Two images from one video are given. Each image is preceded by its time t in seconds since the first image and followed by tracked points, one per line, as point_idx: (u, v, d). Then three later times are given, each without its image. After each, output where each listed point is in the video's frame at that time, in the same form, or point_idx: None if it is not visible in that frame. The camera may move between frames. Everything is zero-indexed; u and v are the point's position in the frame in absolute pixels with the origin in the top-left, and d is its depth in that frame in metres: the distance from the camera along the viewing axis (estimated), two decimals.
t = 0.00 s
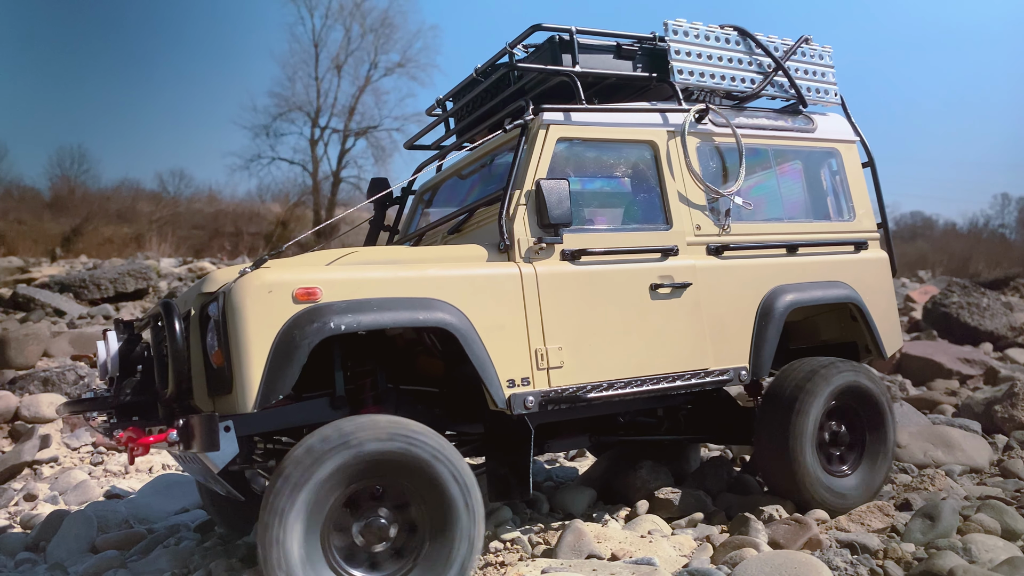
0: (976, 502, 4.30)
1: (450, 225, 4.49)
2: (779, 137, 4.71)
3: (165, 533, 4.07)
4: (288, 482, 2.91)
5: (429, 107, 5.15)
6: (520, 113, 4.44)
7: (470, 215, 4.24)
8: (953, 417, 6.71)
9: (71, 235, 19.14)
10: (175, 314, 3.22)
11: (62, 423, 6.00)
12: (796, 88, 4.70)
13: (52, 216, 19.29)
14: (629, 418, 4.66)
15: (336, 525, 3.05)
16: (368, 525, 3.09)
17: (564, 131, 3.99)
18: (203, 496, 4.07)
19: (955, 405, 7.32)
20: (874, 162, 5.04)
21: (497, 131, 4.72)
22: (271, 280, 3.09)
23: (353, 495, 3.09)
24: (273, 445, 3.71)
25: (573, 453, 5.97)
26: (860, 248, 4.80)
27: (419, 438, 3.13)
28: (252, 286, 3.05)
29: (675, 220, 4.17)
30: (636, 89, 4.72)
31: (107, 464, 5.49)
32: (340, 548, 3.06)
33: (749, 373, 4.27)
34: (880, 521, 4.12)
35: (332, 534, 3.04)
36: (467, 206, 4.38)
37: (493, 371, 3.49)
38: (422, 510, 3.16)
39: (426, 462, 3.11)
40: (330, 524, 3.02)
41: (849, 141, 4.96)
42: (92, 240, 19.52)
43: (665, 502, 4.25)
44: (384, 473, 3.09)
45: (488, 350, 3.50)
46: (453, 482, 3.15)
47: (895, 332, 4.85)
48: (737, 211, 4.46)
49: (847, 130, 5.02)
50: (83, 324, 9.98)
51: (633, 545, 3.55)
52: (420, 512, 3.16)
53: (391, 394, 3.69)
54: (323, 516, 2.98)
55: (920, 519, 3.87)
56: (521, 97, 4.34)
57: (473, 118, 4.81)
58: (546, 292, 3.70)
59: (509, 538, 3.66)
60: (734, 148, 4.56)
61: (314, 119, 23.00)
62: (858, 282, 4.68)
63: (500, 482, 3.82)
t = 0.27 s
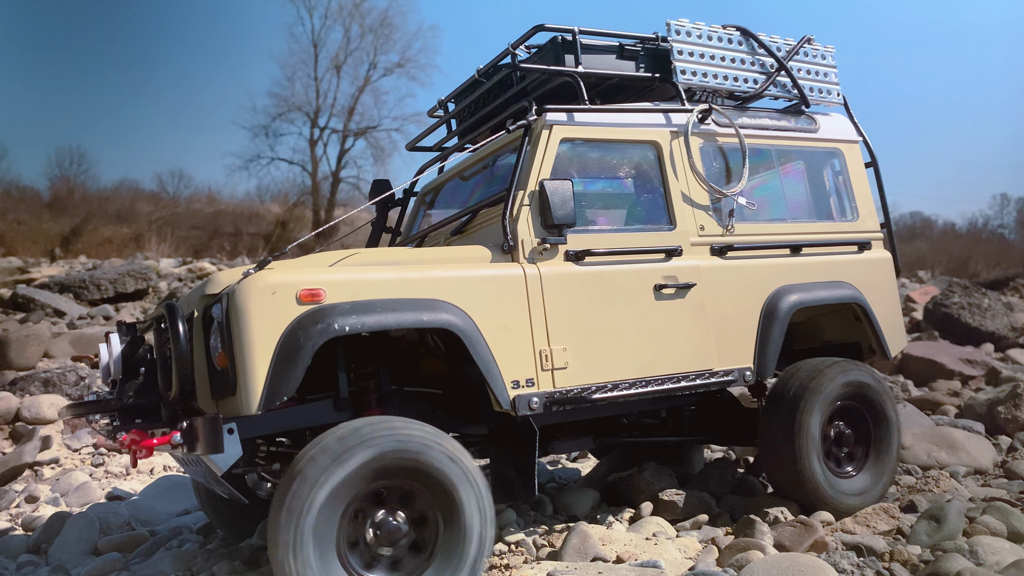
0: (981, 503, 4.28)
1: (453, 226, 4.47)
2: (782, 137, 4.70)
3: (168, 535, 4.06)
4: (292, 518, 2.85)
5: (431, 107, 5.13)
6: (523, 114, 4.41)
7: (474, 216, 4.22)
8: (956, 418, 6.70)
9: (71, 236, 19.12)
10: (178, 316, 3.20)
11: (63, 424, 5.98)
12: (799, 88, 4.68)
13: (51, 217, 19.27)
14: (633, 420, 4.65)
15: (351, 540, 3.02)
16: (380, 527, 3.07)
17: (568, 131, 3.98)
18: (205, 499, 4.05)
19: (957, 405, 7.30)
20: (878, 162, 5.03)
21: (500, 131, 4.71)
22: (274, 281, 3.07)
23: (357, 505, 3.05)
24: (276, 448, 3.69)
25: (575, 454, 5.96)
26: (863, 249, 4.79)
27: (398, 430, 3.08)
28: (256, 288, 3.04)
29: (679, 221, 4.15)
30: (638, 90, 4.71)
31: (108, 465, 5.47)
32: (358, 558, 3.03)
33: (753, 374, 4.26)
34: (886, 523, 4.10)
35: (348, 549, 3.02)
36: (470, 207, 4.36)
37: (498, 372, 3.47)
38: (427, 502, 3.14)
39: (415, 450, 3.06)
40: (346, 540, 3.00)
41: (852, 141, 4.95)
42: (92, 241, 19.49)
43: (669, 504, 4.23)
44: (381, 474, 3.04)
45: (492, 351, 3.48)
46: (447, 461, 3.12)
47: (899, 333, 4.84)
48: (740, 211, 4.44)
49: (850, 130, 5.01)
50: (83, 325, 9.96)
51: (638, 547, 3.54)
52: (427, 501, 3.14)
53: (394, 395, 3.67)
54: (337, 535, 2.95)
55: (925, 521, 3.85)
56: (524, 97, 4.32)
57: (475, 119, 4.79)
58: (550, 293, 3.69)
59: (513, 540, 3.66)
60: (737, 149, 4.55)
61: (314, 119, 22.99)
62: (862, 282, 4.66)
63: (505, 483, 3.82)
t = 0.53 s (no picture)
0: (989, 506, 4.23)
1: (454, 226, 4.43)
2: (788, 136, 4.65)
3: (166, 538, 4.01)
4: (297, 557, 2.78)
5: (432, 106, 5.08)
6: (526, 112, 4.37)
7: (476, 215, 4.17)
8: (960, 419, 6.65)
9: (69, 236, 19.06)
10: (175, 319, 3.14)
11: (60, 425, 5.92)
12: (805, 86, 4.63)
13: (50, 217, 19.21)
14: (636, 422, 4.60)
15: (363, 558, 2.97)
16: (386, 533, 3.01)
17: (571, 130, 3.93)
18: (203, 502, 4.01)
19: (960, 406, 7.25)
20: (884, 162, 4.98)
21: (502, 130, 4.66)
22: (273, 283, 3.02)
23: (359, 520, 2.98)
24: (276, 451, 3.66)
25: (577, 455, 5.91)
26: (869, 249, 4.74)
27: (372, 438, 2.98)
28: (255, 290, 2.99)
29: (683, 220, 4.11)
30: (642, 88, 4.66)
31: (106, 467, 5.42)
32: (376, 570, 3.00)
33: (758, 377, 4.21)
34: (893, 526, 4.05)
35: (362, 565, 2.97)
36: (472, 207, 4.31)
37: (500, 375, 3.42)
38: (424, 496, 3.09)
39: (398, 455, 2.98)
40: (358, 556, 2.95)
41: (858, 140, 4.90)
42: (91, 241, 19.44)
43: (673, 507, 4.18)
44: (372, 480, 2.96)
45: (495, 354, 3.43)
46: (433, 452, 3.05)
47: (905, 335, 4.79)
48: (746, 211, 4.39)
49: (856, 128, 4.96)
50: (81, 325, 9.91)
51: (643, 551, 3.49)
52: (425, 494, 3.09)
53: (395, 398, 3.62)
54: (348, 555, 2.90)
55: (933, 524, 3.81)
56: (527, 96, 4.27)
57: (477, 117, 4.74)
58: (554, 294, 3.63)
59: (516, 544, 3.59)
60: (742, 147, 4.50)
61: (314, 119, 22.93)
62: (868, 283, 4.61)
63: (507, 487, 3.87)
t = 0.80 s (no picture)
0: (999, 509, 4.16)
1: (455, 224, 4.35)
2: (794, 133, 4.58)
3: (161, 543, 3.93)
4: None
5: (432, 102, 5.01)
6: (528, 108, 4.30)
7: (477, 213, 4.10)
8: (966, 420, 6.58)
9: (68, 236, 18.98)
10: (170, 319, 3.07)
11: (56, 427, 5.84)
12: (811, 82, 4.56)
13: (48, 217, 19.12)
14: (640, 424, 4.53)
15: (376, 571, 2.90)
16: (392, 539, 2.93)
17: (574, 126, 3.85)
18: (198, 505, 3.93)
19: (965, 407, 7.18)
20: (891, 159, 4.90)
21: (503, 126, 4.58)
22: (270, 282, 2.95)
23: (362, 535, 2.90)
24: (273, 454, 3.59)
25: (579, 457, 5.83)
26: (876, 248, 4.67)
27: (343, 459, 2.84)
28: (251, 290, 2.91)
29: (689, 218, 4.03)
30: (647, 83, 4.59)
31: (102, 469, 5.34)
32: None
33: (765, 378, 4.14)
34: (902, 530, 3.99)
35: None
36: (473, 205, 4.24)
37: (503, 377, 3.34)
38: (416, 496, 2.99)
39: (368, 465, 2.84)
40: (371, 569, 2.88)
41: (864, 137, 4.83)
42: (89, 241, 19.35)
43: (678, 510, 4.10)
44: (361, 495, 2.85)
45: (497, 355, 3.36)
46: (411, 453, 2.93)
47: (913, 334, 4.71)
48: (752, 209, 4.33)
49: (862, 125, 4.88)
50: (78, 325, 9.82)
51: (648, 556, 3.42)
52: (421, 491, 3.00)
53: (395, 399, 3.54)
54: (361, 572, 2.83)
55: (943, 529, 3.73)
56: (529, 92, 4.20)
57: (478, 114, 4.67)
58: (557, 294, 3.56)
59: (518, 549, 3.53)
60: (748, 144, 4.42)
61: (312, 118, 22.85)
62: (875, 282, 4.54)
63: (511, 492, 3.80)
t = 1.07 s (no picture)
0: (1013, 512, 4.06)
1: (456, 219, 4.26)
2: (804, 127, 4.48)
3: (154, 547, 3.83)
4: None
5: (433, 95, 4.91)
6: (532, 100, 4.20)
7: (479, 208, 4.00)
8: (974, 421, 6.48)
9: (65, 235, 18.87)
10: (161, 316, 2.97)
11: (49, 428, 5.74)
12: (822, 75, 4.46)
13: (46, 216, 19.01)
14: (645, 424, 4.43)
15: None
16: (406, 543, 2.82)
17: (580, 119, 3.75)
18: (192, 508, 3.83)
19: (972, 408, 7.09)
20: (902, 154, 4.80)
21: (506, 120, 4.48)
22: (266, 278, 2.84)
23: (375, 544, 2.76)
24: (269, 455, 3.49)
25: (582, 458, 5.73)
26: (887, 245, 4.57)
27: (340, 475, 2.67)
28: (246, 286, 2.81)
29: (697, 214, 3.94)
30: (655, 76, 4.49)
31: (96, 471, 5.24)
32: None
33: (774, 378, 4.04)
34: (915, 534, 3.89)
35: None
36: (475, 200, 4.14)
37: (506, 376, 3.24)
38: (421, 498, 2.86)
39: (371, 474, 2.69)
40: None
41: (875, 132, 4.73)
42: (87, 240, 19.24)
43: (684, 513, 4.00)
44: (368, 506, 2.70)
45: (501, 354, 3.26)
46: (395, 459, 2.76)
47: (924, 333, 4.61)
48: (761, 204, 4.22)
49: (873, 120, 4.78)
50: (73, 325, 9.72)
51: (654, 561, 3.32)
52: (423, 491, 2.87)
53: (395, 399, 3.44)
54: None
55: (958, 532, 3.63)
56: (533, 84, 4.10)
57: (480, 107, 4.57)
58: (562, 291, 3.46)
59: (521, 554, 3.45)
60: (757, 139, 4.32)
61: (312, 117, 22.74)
62: (886, 280, 4.44)
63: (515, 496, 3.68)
